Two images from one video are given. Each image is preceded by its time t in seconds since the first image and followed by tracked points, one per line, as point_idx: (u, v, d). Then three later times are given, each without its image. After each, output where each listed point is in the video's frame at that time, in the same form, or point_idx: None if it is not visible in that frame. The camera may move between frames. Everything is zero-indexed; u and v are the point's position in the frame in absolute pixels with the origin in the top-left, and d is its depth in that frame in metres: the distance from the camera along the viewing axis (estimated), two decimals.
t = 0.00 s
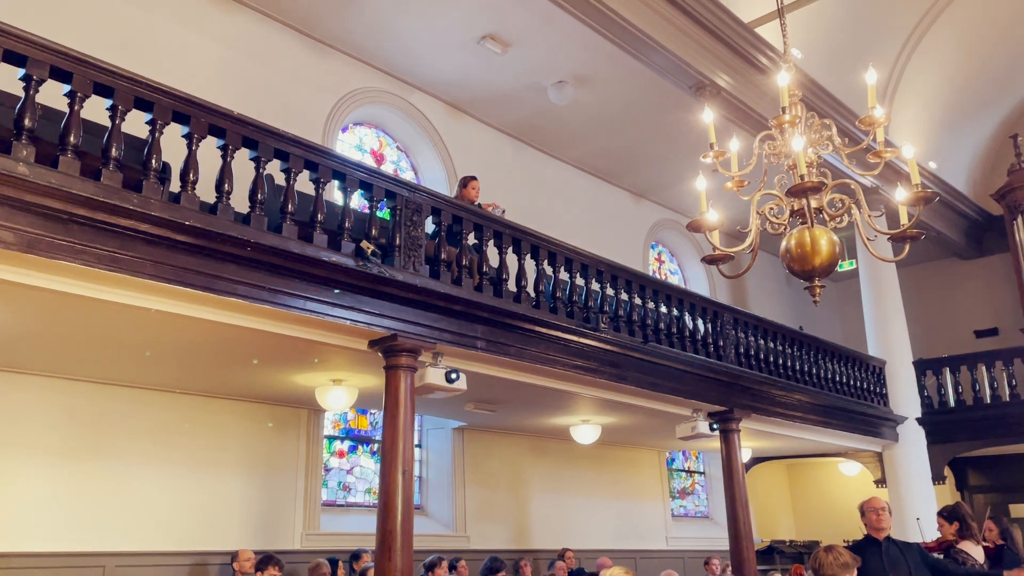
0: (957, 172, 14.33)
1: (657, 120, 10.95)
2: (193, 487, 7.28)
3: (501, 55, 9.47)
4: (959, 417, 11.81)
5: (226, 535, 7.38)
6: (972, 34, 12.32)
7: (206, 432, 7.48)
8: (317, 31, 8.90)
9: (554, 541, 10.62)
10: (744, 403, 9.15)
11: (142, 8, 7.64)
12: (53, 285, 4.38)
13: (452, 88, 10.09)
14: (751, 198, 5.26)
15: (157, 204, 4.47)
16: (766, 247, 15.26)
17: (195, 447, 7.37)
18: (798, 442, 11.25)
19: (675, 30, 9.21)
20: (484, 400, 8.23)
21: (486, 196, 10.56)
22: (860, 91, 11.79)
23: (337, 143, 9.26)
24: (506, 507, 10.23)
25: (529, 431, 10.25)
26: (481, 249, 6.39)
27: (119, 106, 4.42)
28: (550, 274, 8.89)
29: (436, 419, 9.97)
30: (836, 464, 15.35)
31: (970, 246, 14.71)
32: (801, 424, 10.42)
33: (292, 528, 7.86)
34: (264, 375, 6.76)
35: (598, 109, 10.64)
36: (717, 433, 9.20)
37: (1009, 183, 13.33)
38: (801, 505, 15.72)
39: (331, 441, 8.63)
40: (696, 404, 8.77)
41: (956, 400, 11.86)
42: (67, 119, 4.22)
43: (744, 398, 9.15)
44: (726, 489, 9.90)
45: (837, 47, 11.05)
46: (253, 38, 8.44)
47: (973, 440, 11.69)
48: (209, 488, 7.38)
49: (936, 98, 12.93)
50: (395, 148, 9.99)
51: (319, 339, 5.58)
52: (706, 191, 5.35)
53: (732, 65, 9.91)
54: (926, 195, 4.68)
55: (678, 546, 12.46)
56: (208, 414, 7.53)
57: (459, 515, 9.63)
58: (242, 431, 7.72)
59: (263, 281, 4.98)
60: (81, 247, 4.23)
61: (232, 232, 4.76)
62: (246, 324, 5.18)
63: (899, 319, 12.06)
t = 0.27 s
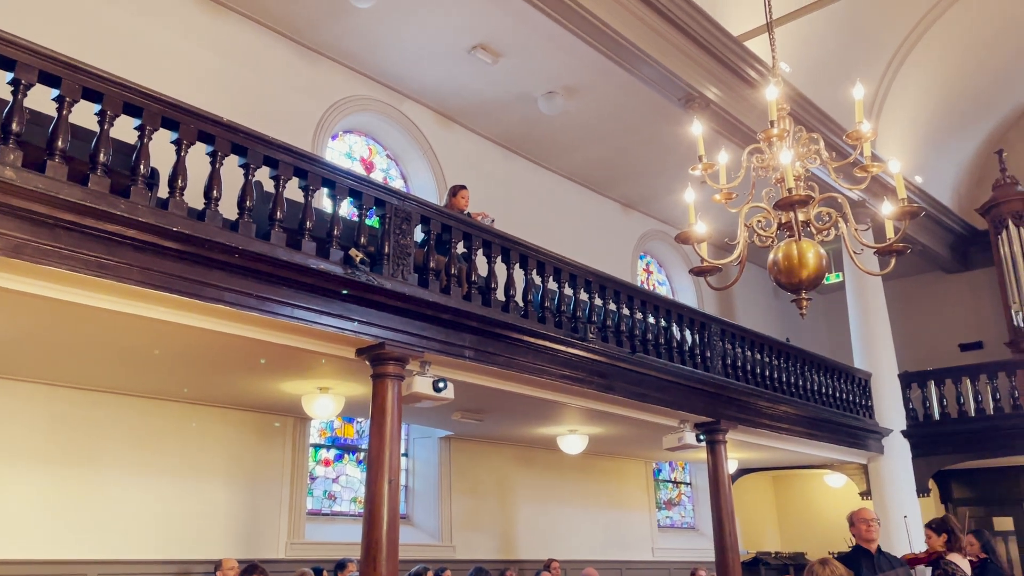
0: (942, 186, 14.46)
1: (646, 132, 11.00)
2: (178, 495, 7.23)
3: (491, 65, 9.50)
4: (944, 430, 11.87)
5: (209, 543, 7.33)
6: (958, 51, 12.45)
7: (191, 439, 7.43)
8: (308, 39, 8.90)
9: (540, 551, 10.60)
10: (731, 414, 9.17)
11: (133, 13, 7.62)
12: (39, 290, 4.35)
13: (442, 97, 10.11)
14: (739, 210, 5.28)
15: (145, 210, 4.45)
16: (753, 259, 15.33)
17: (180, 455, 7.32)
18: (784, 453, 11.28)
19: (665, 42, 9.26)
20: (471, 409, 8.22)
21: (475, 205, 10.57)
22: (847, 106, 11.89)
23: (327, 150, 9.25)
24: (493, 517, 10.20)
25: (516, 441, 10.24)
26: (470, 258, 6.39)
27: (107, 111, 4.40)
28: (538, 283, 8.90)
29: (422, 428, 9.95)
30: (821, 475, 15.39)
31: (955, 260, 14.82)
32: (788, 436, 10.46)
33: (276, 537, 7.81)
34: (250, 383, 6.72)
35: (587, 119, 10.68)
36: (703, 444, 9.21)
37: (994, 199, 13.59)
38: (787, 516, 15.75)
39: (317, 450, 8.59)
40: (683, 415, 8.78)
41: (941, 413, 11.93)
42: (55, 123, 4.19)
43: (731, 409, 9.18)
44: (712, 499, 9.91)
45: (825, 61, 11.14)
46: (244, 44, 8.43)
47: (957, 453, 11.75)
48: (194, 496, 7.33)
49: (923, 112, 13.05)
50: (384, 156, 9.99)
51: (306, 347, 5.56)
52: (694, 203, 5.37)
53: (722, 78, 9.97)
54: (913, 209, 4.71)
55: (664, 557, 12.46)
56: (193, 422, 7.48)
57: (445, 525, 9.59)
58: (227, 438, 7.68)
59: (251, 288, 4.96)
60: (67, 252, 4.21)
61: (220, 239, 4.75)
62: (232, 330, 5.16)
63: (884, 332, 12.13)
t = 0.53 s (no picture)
0: (926, 198, 14.59)
1: (634, 141, 11.05)
2: (160, 500, 7.18)
3: (480, 72, 9.51)
4: (926, 440, 11.96)
5: (191, 549, 7.27)
6: (943, 64, 12.59)
7: (174, 444, 7.38)
8: (297, 43, 8.89)
9: (524, 558, 10.58)
10: (715, 423, 9.20)
11: (121, 15, 7.59)
12: (22, 292, 4.31)
13: (431, 103, 10.11)
14: (725, 220, 5.30)
15: (130, 213, 4.43)
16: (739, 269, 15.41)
17: (163, 460, 7.27)
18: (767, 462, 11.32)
19: (653, 52, 9.32)
20: (456, 416, 8.21)
21: (462, 211, 10.57)
22: (833, 117, 11.99)
23: (315, 155, 9.25)
24: (477, 524, 10.17)
25: (501, 447, 10.23)
26: (457, 264, 6.39)
27: (94, 113, 4.38)
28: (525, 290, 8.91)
29: (407, 433, 9.93)
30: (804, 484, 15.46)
31: (938, 272, 14.95)
32: (772, 445, 10.50)
33: (259, 542, 7.77)
34: (234, 388, 6.69)
35: (575, 127, 10.72)
36: (688, 452, 9.23)
37: (976, 211, 13.78)
38: (770, 525, 15.80)
39: (301, 455, 8.55)
40: (668, 423, 8.80)
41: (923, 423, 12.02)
42: (40, 125, 4.17)
43: (715, 418, 9.21)
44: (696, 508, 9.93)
45: (811, 73, 11.23)
46: (232, 48, 8.41)
47: (939, 463, 11.84)
48: (176, 501, 7.28)
49: (907, 125, 13.18)
50: (373, 162, 9.99)
51: (291, 352, 5.54)
52: (681, 213, 5.39)
53: (710, 88, 10.04)
54: (897, 220, 4.76)
55: (648, 564, 12.47)
56: (176, 426, 7.43)
57: (429, 532, 9.56)
58: (211, 443, 7.64)
59: (236, 292, 4.94)
60: (51, 255, 4.18)
61: (206, 243, 4.73)
62: (217, 335, 5.13)
63: (868, 342, 12.22)
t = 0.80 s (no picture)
0: (908, 208, 14.72)
1: (620, 147, 11.09)
2: (139, 502, 7.11)
3: (467, 76, 9.52)
4: (906, 447, 12.05)
5: (171, 552, 7.22)
6: (926, 75, 12.72)
7: (154, 446, 7.32)
8: (284, 45, 8.86)
9: (506, 563, 10.56)
10: (698, 429, 9.23)
11: (107, 14, 7.54)
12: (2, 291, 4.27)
13: (418, 107, 10.11)
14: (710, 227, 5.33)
15: (113, 212, 4.40)
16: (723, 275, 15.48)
17: (143, 462, 7.21)
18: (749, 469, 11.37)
19: (640, 59, 9.36)
20: (440, 419, 8.19)
21: (448, 215, 10.57)
22: (817, 127, 12.08)
23: (301, 157, 9.22)
24: (459, 528, 10.15)
25: (484, 451, 10.22)
26: (442, 268, 6.38)
27: (78, 112, 4.35)
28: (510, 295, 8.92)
29: (390, 437, 9.90)
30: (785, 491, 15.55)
31: (919, 280, 15.08)
32: (754, 452, 10.55)
33: (239, 546, 7.71)
34: (216, 390, 6.65)
35: (562, 133, 10.74)
36: (670, 458, 9.25)
37: (957, 221, 13.92)
38: (752, 531, 15.87)
39: (283, 458, 8.49)
40: (651, 429, 8.83)
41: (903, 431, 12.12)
42: (23, 123, 4.14)
43: (698, 424, 9.24)
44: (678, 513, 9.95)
45: (796, 83, 11.32)
46: (219, 48, 8.37)
47: (919, 471, 11.93)
48: (155, 504, 7.22)
49: (890, 135, 13.29)
50: (359, 164, 9.97)
51: (274, 354, 5.52)
52: (666, 220, 5.42)
53: (696, 96, 10.10)
54: (880, 230, 4.80)
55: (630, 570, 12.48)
56: (156, 428, 7.37)
57: (411, 536, 9.53)
58: (192, 446, 7.58)
59: (220, 293, 4.91)
60: (33, 254, 4.14)
61: (189, 243, 4.70)
62: (199, 337, 5.10)
63: (849, 350, 12.32)
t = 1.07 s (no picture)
0: (888, 215, 14.85)
1: (604, 150, 11.12)
2: (115, 502, 7.04)
3: (452, 77, 9.51)
4: (884, 452, 12.16)
5: (147, 553, 7.15)
6: (906, 83, 12.85)
7: (131, 445, 7.25)
8: (268, 43, 8.82)
9: (485, 566, 10.55)
10: (678, 432, 9.27)
11: (89, 9, 7.47)
12: None
13: (402, 107, 10.09)
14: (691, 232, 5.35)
15: (92, 210, 4.36)
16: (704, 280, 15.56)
17: (119, 461, 7.14)
18: (729, 472, 11.41)
19: (624, 63, 9.39)
20: (421, 421, 8.17)
21: (431, 216, 10.55)
22: (798, 134, 12.17)
23: (284, 155, 9.18)
24: (439, 530, 10.13)
25: (465, 453, 10.20)
26: (425, 269, 6.37)
27: (58, 108, 4.31)
28: (492, 296, 8.91)
29: (370, 438, 9.86)
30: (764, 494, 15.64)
31: (898, 287, 15.23)
32: (734, 455, 10.60)
33: (216, 547, 7.65)
34: (195, 389, 6.60)
35: (546, 135, 10.75)
36: (650, 461, 9.26)
37: (936, 229, 14.10)
38: (730, 534, 15.95)
39: (262, 459, 8.44)
40: (632, 432, 8.85)
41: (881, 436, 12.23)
42: (2, 118, 4.09)
43: (679, 427, 9.27)
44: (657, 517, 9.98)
45: (779, 89, 11.39)
46: (202, 46, 8.32)
47: (896, 476, 12.03)
48: (132, 504, 7.15)
49: (871, 142, 13.42)
50: (342, 164, 9.94)
51: (253, 354, 5.48)
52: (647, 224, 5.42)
53: (680, 101, 10.15)
54: (859, 237, 4.85)
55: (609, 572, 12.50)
56: (133, 428, 7.30)
57: (390, 538, 9.50)
58: (169, 445, 7.52)
59: (199, 292, 4.88)
60: (10, 250, 4.09)
61: (169, 242, 4.67)
62: (178, 336, 5.06)
63: (829, 355, 12.41)
